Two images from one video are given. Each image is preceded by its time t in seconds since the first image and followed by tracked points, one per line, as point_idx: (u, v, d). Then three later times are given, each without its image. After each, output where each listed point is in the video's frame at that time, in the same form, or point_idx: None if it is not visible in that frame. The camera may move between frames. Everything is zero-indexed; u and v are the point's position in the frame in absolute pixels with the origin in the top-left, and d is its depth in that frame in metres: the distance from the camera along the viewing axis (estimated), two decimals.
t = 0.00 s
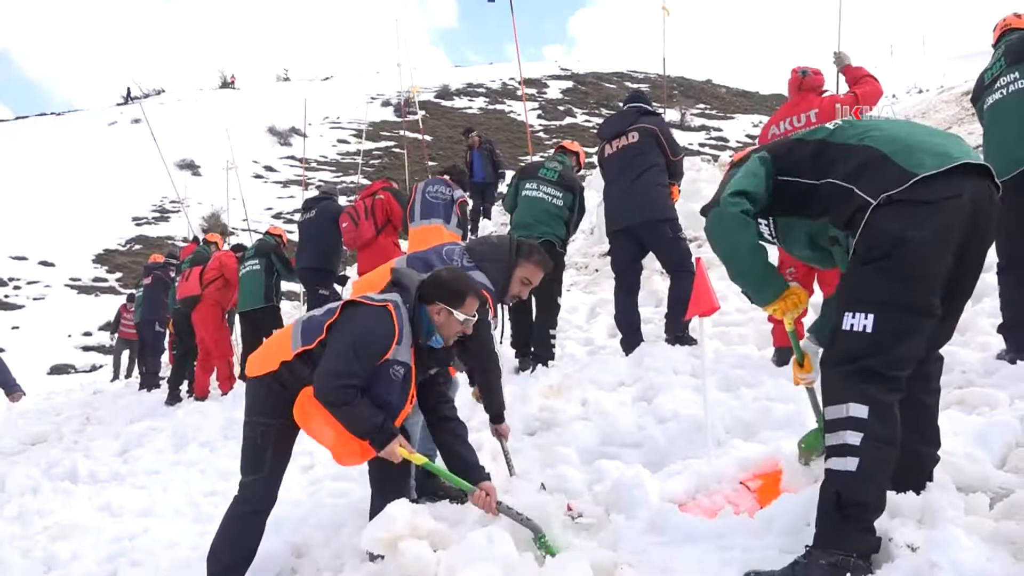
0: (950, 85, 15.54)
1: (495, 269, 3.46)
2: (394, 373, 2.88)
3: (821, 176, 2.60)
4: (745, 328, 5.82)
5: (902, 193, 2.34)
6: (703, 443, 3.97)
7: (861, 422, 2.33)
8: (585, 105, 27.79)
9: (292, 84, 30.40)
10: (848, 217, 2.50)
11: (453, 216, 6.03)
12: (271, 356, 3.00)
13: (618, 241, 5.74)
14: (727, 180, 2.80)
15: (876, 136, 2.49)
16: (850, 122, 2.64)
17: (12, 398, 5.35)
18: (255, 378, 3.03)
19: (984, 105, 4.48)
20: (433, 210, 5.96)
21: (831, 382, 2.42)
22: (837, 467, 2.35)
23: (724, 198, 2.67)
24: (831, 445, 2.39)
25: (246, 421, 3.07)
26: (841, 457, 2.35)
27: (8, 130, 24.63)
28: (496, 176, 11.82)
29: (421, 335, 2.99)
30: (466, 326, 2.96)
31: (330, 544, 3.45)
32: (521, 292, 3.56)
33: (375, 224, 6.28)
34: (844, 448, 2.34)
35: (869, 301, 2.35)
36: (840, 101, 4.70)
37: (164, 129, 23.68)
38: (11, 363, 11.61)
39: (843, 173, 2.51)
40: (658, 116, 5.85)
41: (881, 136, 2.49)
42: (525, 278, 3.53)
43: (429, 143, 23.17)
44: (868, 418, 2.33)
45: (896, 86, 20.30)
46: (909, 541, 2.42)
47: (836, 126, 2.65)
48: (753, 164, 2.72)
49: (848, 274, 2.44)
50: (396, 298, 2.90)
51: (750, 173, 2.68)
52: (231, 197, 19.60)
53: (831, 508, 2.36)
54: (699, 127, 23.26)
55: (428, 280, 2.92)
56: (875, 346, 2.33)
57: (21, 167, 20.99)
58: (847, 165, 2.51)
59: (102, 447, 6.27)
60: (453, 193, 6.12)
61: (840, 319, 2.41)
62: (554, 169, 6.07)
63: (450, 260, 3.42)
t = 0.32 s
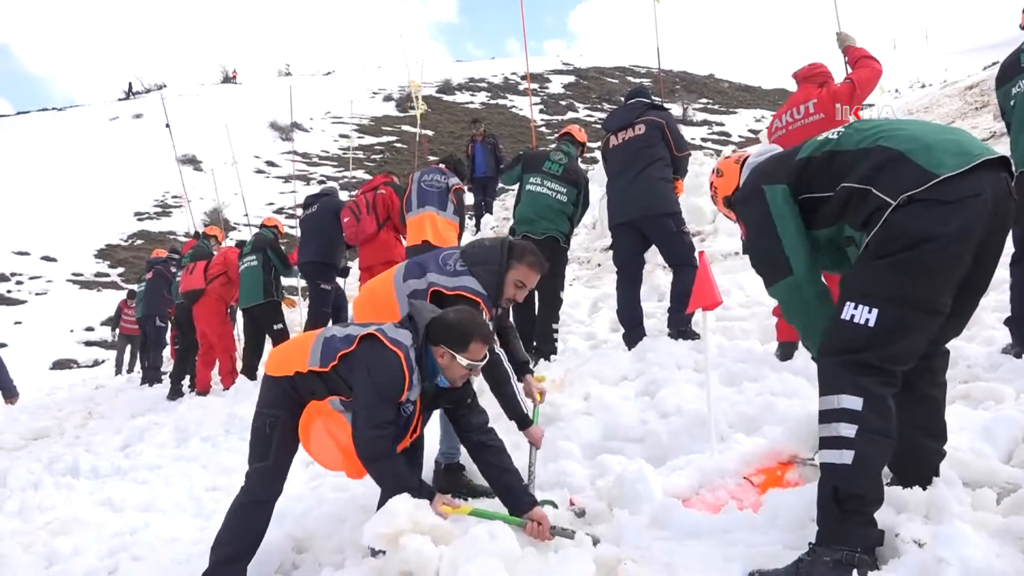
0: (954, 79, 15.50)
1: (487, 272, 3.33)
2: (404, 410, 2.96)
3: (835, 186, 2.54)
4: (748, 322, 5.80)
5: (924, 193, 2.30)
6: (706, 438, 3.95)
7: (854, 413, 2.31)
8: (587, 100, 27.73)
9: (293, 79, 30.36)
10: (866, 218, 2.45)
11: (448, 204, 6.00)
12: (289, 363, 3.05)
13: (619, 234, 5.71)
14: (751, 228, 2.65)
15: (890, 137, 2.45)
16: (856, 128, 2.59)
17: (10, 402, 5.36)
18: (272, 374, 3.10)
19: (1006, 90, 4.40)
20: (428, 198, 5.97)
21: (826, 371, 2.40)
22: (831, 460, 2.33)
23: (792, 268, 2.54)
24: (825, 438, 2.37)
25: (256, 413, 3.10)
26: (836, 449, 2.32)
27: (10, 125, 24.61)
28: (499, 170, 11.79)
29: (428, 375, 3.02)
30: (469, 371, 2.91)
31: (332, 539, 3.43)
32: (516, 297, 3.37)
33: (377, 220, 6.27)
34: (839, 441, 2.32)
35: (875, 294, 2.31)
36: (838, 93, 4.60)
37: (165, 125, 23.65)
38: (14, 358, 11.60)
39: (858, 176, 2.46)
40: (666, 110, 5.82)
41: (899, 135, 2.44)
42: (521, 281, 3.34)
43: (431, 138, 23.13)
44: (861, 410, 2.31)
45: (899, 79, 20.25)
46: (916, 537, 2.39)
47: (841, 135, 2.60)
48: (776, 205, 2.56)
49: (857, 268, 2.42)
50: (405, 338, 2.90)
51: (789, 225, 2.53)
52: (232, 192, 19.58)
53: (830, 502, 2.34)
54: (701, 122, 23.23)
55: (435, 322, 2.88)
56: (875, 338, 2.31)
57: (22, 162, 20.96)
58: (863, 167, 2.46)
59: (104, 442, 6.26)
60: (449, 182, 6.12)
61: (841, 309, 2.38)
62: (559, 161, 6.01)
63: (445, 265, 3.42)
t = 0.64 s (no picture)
0: (947, 85, 15.56)
1: (481, 310, 3.32)
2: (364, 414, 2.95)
3: (834, 187, 2.51)
4: (742, 327, 5.80)
5: (936, 195, 2.28)
6: (701, 443, 3.94)
7: (858, 422, 2.30)
8: (581, 105, 27.78)
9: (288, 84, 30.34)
10: (870, 220, 2.42)
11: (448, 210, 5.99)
12: (250, 374, 3.03)
13: (615, 238, 5.72)
14: (741, 229, 2.61)
15: (893, 135, 2.44)
16: (850, 127, 2.57)
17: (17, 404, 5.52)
18: (236, 386, 3.08)
19: (996, 93, 4.39)
20: (426, 203, 5.96)
21: (829, 377, 2.38)
22: (833, 469, 2.32)
23: (790, 270, 2.51)
24: (827, 445, 2.36)
25: (231, 417, 3.08)
26: (838, 458, 2.32)
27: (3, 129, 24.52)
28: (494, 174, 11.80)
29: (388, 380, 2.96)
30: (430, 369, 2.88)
31: (325, 544, 3.41)
32: (507, 336, 3.38)
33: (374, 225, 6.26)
34: (842, 450, 2.31)
35: (883, 299, 2.30)
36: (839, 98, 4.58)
37: (159, 129, 23.60)
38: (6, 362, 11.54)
39: (861, 176, 2.43)
40: (664, 114, 5.82)
41: (904, 135, 2.43)
42: (512, 319, 3.33)
43: (426, 143, 23.13)
44: (865, 419, 2.29)
45: (892, 86, 20.34)
46: (912, 542, 2.38)
47: (838, 134, 2.57)
48: (769, 206, 2.53)
49: (860, 270, 2.40)
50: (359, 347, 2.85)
51: (783, 227, 2.50)
52: (227, 195, 19.54)
53: (829, 510, 2.33)
54: (695, 127, 23.29)
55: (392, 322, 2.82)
56: (882, 343, 2.30)
57: (15, 165, 20.87)
58: (867, 166, 2.42)
59: (96, 447, 6.22)
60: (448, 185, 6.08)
61: (845, 311, 2.36)
62: (554, 165, 6.00)
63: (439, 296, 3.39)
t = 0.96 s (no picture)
0: (948, 88, 15.57)
1: (475, 289, 3.31)
2: (333, 368, 2.91)
3: (837, 152, 2.46)
4: (744, 330, 5.79)
5: (944, 189, 2.29)
6: (703, 446, 3.93)
7: (880, 430, 2.30)
8: (582, 107, 27.80)
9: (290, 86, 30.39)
10: (871, 206, 2.39)
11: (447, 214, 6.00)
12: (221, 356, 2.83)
13: (618, 240, 5.71)
14: (736, 163, 2.44)
15: (905, 119, 2.43)
16: (865, 92, 2.54)
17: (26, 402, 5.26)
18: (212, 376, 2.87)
19: (987, 101, 4.43)
20: (425, 206, 5.97)
21: (848, 385, 2.36)
22: (855, 478, 2.32)
23: (798, 195, 2.32)
24: (846, 451, 2.37)
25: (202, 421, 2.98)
26: (859, 467, 2.32)
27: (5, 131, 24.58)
28: (495, 177, 11.80)
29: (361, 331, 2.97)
30: (413, 318, 2.93)
31: (326, 547, 3.40)
32: (503, 314, 3.36)
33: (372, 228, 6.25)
34: (864, 459, 2.32)
35: (898, 301, 2.29)
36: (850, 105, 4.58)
37: (161, 131, 23.61)
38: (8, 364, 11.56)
39: (872, 154, 2.38)
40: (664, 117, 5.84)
41: (914, 120, 2.42)
42: (508, 298, 3.32)
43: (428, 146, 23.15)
44: (886, 427, 2.29)
45: (893, 88, 20.36)
46: (915, 546, 2.38)
47: (850, 98, 2.52)
48: (767, 137, 2.40)
49: (869, 267, 2.38)
50: (334, 291, 2.92)
51: (783, 155, 2.36)
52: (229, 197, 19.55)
53: (841, 517, 2.33)
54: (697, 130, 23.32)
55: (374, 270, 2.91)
56: (899, 347, 2.29)
57: (17, 167, 20.90)
58: (875, 146, 2.39)
59: (98, 449, 6.22)
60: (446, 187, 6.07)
61: (860, 316, 2.35)
62: (550, 167, 6.01)
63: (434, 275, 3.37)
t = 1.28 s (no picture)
0: (947, 96, 15.62)
1: (472, 262, 3.37)
2: (324, 328, 2.87)
3: (826, 159, 2.46)
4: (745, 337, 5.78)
5: (931, 201, 2.28)
6: (704, 453, 3.92)
7: (858, 437, 2.30)
8: (582, 115, 27.87)
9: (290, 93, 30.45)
10: (859, 214, 2.38)
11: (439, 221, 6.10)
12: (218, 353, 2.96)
13: (620, 245, 5.73)
14: (724, 165, 2.45)
15: (897, 128, 2.41)
16: (859, 99, 2.53)
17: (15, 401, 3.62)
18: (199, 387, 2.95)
19: (982, 114, 4.47)
20: (417, 214, 6.10)
21: (823, 391, 2.37)
22: (837, 485, 2.33)
23: (785, 198, 2.33)
24: (828, 459, 2.36)
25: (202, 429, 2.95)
26: (842, 475, 2.32)
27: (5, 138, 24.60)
28: (495, 184, 11.82)
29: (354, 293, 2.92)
30: (405, 288, 2.93)
31: (326, 555, 3.39)
32: (504, 286, 3.45)
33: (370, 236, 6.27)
34: (845, 466, 2.32)
35: (875, 311, 2.29)
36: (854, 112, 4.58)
37: (161, 138, 23.64)
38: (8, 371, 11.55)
39: (862, 163, 2.38)
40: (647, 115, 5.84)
41: (906, 130, 2.40)
42: (507, 269, 3.40)
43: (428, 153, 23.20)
44: (864, 433, 2.30)
45: (892, 96, 20.41)
46: (917, 554, 2.37)
47: (844, 103, 2.52)
48: (758, 141, 2.41)
49: (850, 273, 2.38)
50: (330, 254, 2.97)
51: (773, 159, 2.37)
52: (228, 204, 19.57)
53: (833, 525, 2.33)
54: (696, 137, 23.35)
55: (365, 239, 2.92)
56: (876, 355, 2.30)
57: (18, 174, 20.91)
58: (864, 155, 2.38)
59: (97, 457, 6.20)
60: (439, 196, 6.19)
61: (836, 324, 2.35)
62: (546, 176, 6.01)
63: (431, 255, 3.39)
